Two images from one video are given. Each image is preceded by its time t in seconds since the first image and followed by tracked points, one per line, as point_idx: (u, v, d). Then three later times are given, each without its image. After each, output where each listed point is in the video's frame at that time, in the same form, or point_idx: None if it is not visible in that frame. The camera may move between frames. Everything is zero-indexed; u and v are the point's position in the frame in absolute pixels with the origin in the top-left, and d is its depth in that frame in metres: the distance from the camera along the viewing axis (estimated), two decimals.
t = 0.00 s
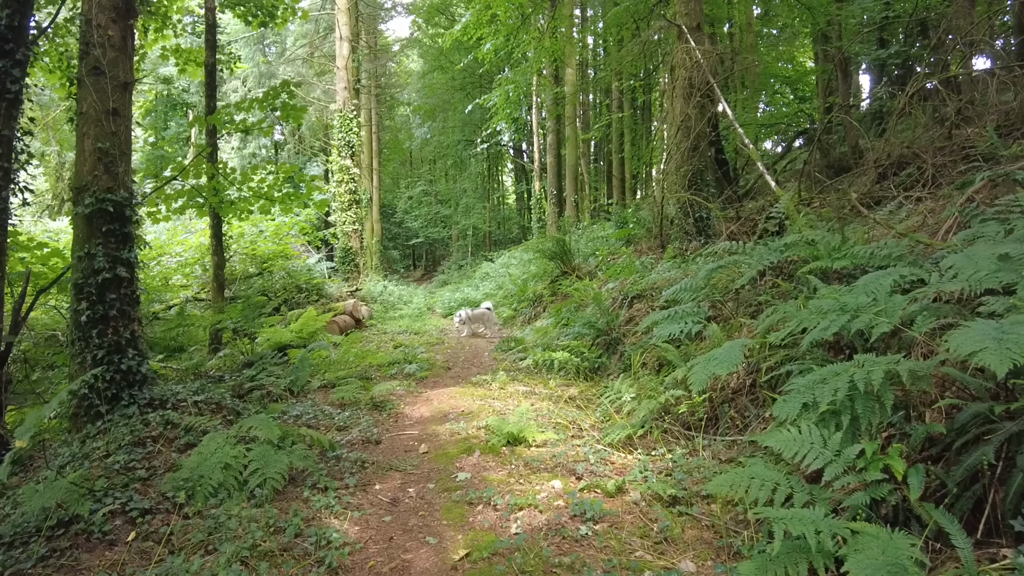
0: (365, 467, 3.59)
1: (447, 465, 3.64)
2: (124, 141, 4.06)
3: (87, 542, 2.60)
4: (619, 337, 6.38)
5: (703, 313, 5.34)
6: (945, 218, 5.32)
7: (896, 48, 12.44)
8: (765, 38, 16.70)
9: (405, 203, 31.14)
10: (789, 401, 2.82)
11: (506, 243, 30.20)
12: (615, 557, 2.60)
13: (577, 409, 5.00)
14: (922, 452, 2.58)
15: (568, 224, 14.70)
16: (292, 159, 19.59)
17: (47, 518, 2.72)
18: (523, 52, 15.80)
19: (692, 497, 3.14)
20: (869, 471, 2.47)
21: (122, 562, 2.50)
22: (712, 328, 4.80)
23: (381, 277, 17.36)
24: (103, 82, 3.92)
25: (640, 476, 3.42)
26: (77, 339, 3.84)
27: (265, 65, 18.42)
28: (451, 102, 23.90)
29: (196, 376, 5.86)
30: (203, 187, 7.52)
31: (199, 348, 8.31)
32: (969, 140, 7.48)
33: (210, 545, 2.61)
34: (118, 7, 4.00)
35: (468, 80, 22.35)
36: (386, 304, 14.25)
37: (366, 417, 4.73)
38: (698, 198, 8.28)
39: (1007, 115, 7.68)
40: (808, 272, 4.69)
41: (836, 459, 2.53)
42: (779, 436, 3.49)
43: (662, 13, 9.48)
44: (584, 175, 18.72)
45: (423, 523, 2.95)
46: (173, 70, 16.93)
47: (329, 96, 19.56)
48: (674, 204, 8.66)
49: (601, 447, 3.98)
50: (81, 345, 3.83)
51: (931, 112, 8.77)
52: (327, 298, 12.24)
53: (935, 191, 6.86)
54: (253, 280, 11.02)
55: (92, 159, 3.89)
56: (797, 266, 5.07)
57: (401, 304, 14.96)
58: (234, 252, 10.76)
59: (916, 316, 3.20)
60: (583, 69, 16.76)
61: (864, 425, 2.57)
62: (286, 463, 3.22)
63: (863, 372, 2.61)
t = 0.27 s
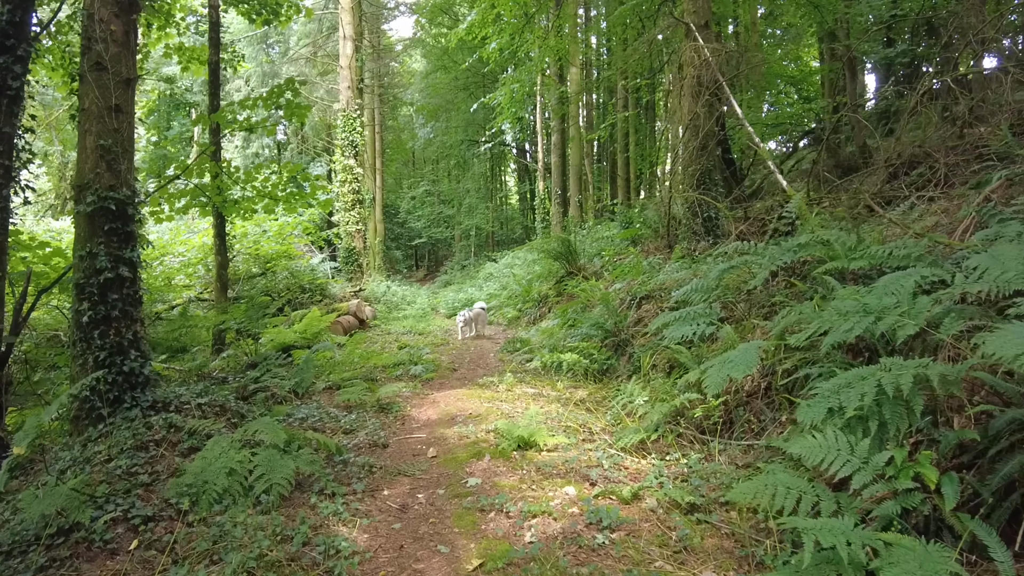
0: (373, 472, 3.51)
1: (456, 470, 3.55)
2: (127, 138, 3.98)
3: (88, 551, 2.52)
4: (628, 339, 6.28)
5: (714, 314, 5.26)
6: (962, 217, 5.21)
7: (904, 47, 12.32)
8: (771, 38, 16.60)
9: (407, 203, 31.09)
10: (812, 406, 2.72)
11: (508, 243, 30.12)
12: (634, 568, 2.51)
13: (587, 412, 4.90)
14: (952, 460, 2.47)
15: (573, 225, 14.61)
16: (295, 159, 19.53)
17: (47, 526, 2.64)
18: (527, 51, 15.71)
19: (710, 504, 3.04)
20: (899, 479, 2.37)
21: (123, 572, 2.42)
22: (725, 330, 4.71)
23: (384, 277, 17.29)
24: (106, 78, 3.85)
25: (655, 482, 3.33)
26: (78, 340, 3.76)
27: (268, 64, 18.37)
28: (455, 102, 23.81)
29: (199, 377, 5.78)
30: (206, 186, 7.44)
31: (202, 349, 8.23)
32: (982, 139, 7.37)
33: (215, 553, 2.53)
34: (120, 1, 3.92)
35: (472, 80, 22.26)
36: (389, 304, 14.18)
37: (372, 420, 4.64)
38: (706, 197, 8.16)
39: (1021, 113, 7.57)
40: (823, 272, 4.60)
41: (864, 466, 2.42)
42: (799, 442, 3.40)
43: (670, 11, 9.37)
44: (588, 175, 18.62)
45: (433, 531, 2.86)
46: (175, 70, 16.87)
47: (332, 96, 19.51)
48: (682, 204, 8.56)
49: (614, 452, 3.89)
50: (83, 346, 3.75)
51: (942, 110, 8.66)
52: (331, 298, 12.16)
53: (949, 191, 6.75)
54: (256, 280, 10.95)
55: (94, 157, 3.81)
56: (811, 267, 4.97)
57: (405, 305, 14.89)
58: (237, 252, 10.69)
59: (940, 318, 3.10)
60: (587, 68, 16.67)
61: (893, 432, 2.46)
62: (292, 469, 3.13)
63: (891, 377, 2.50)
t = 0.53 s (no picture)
0: (382, 479, 3.41)
1: (468, 478, 3.45)
2: (129, 136, 3.88)
3: (89, 565, 2.42)
4: (637, 341, 6.18)
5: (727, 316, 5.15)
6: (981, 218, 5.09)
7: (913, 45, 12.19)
8: (777, 36, 16.47)
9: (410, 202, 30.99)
10: (841, 415, 2.60)
11: (511, 242, 30.03)
12: None
13: (599, 417, 4.80)
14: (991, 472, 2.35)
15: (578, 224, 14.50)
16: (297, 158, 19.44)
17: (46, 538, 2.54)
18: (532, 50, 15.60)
19: (732, 515, 2.93)
20: (936, 493, 2.25)
21: None
22: (741, 333, 4.59)
23: (387, 277, 17.20)
24: (108, 74, 3.75)
25: (673, 491, 3.22)
26: (80, 343, 3.67)
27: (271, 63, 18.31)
28: (458, 101, 23.70)
29: (202, 379, 5.69)
30: (210, 185, 7.34)
31: (205, 350, 8.15)
32: (997, 138, 7.24)
33: (221, 567, 2.43)
34: None
35: (475, 79, 22.14)
36: (393, 304, 14.09)
37: (379, 424, 4.55)
38: (716, 197, 8.02)
39: None
40: (841, 274, 4.48)
41: (899, 479, 2.31)
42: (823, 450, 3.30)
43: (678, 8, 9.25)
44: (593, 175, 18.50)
45: (446, 543, 2.76)
46: (178, 68, 16.79)
47: (335, 95, 19.44)
48: (690, 204, 8.43)
49: (629, 459, 3.78)
50: (84, 349, 3.66)
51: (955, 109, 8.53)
52: (334, 298, 12.06)
53: (965, 191, 6.62)
54: (259, 279, 10.86)
55: (95, 155, 3.71)
56: (829, 270, 4.86)
57: (408, 305, 14.79)
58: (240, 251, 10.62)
59: (970, 322, 2.98)
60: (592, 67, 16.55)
61: (928, 443, 2.34)
62: (300, 477, 3.04)
63: (927, 385, 2.39)
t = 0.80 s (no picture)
0: (389, 484, 3.33)
1: (477, 482, 3.37)
2: (131, 133, 3.81)
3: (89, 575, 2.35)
4: (645, 342, 6.10)
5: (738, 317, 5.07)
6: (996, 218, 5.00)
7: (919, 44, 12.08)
8: (782, 35, 16.38)
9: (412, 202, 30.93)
10: (864, 420, 2.52)
11: (513, 242, 29.97)
12: None
13: (607, 419, 4.73)
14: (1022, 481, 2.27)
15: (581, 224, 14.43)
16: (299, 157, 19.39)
17: (45, 546, 2.46)
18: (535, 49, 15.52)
19: (750, 522, 2.85)
20: (967, 503, 2.17)
21: None
22: (753, 335, 4.51)
23: (389, 277, 17.14)
24: (109, 71, 3.68)
25: (688, 497, 3.15)
26: (80, 345, 3.60)
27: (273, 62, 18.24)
28: (460, 101, 23.62)
29: (205, 381, 5.62)
30: (212, 185, 7.26)
31: (207, 350, 8.08)
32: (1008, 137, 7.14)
33: None
34: None
35: (477, 78, 22.05)
36: (396, 304, 14.02)
37: (384, 427, 4.47)
38: (723, 196, 7.93)
39: None
40: (854, 275, 4.40)
41: (928, 488, 2.22)
42: (841, 454, 3.22)
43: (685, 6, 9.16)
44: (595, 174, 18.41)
45: (457, 551, 2.68)
46: (180, 67, 16.72)
47: (337, 95, 19.37)
48: (697, 203, 8.34)
49: (640, 463, 3.70)
50: (85, 351, 3.60)
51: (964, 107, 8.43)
52: (336, 298, 11.99)
53: (977, 190, 6.53)
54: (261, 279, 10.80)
55: (96, 153, 3.64)
56: (841, 270, 4.78)
57: (411, 305, 14.73)
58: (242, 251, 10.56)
59: (994, 325, 2.90)
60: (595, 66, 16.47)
61: (956, 450, 2.26)
62: (305, 483, 2.97)
63: (955, 390, 2.31)
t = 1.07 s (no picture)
0: (391, 489, 3.25)
1: (481, 486, 3.29)
2: (127, 129, 3.73)
3: None
4: (650, 342, 6.02)
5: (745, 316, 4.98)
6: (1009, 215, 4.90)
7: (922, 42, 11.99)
8: (784, 34, 16.30)
9: (413, 202, 30.98)
10: (885, 422, 2.43)
11: (515, 242, 29.90)
12: None
13: (613, 421, 4.64)
14: None
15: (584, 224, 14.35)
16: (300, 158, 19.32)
17: (36, 554, 2.38)
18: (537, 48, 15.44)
19: (764, 527, 2.76)
20: (995, 509, 2.07)
21: None
22: (762, 335, 4.43)
23: (391, 278, 17.06)
24: (105, 65, 3.60)
25: (699, 502, 3.06)
26: (75, 346, 3.52)
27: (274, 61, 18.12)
28: (461, 101, 23.50)
29: (204, 382, 5.55)
30: (212, 184, 7.16)
31: (207, 351, 8.02)
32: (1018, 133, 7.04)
33: None
34: None
35: (479, 78, 21.97)
36: (397, 304, 13.95)
37: (386, 429, 4.39)
38: (729, 194, 7.83)
39: None
40: (866, 274, 4.31)
41: (953, 494, 2.13)
42: (856, 457, 3.13)
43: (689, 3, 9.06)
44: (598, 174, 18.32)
45: (462, 558, 2.60)
46: (180, 67, 16.66)
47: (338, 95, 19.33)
48: (702, 202, 8.25)
49: (648, 467, 3.61)
50: (80, 352, 3.52)
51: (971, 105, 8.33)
52: (337, 298, 11.89)
53: (987, 187, 6.42)
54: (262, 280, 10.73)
55: (91, 149, 3.56)
56: (851, 269, 4.68)
57: (412, 305, 14.65)
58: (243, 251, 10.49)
59: (1015, 324, 2.80)
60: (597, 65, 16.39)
61: (983, 454, 2.17)
62: (305, 487, 2.88)
63: (981, 392, 2.22)
